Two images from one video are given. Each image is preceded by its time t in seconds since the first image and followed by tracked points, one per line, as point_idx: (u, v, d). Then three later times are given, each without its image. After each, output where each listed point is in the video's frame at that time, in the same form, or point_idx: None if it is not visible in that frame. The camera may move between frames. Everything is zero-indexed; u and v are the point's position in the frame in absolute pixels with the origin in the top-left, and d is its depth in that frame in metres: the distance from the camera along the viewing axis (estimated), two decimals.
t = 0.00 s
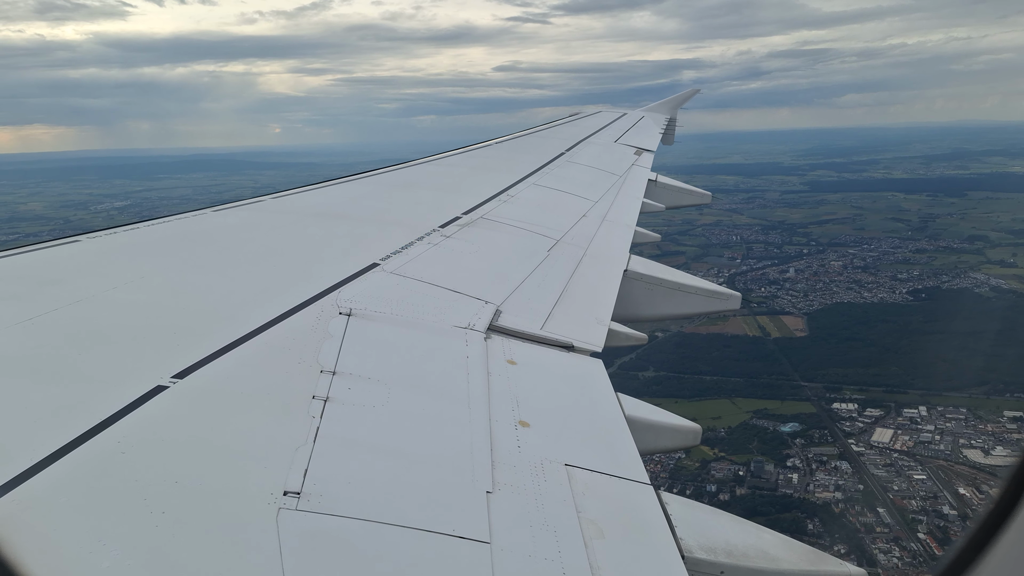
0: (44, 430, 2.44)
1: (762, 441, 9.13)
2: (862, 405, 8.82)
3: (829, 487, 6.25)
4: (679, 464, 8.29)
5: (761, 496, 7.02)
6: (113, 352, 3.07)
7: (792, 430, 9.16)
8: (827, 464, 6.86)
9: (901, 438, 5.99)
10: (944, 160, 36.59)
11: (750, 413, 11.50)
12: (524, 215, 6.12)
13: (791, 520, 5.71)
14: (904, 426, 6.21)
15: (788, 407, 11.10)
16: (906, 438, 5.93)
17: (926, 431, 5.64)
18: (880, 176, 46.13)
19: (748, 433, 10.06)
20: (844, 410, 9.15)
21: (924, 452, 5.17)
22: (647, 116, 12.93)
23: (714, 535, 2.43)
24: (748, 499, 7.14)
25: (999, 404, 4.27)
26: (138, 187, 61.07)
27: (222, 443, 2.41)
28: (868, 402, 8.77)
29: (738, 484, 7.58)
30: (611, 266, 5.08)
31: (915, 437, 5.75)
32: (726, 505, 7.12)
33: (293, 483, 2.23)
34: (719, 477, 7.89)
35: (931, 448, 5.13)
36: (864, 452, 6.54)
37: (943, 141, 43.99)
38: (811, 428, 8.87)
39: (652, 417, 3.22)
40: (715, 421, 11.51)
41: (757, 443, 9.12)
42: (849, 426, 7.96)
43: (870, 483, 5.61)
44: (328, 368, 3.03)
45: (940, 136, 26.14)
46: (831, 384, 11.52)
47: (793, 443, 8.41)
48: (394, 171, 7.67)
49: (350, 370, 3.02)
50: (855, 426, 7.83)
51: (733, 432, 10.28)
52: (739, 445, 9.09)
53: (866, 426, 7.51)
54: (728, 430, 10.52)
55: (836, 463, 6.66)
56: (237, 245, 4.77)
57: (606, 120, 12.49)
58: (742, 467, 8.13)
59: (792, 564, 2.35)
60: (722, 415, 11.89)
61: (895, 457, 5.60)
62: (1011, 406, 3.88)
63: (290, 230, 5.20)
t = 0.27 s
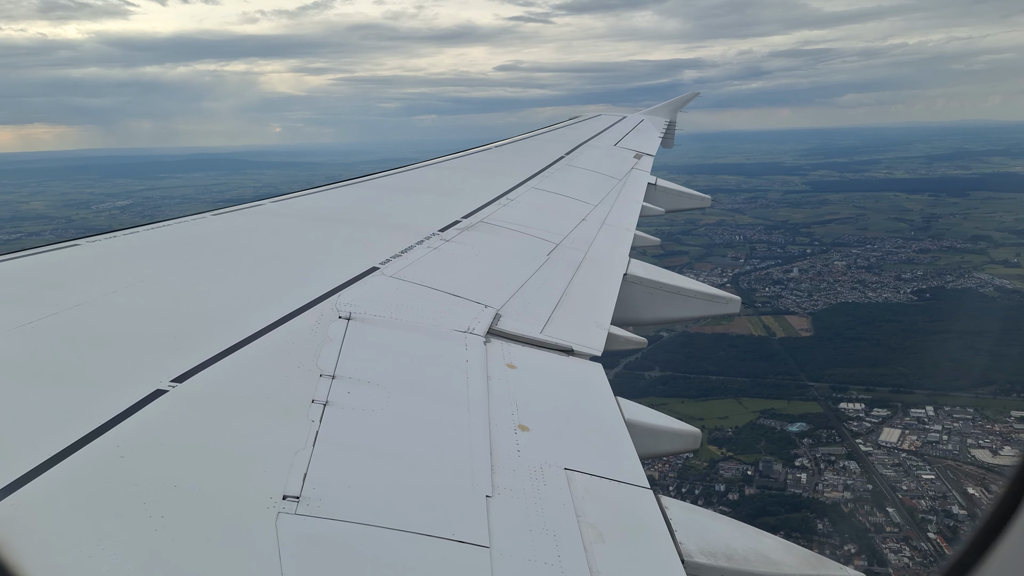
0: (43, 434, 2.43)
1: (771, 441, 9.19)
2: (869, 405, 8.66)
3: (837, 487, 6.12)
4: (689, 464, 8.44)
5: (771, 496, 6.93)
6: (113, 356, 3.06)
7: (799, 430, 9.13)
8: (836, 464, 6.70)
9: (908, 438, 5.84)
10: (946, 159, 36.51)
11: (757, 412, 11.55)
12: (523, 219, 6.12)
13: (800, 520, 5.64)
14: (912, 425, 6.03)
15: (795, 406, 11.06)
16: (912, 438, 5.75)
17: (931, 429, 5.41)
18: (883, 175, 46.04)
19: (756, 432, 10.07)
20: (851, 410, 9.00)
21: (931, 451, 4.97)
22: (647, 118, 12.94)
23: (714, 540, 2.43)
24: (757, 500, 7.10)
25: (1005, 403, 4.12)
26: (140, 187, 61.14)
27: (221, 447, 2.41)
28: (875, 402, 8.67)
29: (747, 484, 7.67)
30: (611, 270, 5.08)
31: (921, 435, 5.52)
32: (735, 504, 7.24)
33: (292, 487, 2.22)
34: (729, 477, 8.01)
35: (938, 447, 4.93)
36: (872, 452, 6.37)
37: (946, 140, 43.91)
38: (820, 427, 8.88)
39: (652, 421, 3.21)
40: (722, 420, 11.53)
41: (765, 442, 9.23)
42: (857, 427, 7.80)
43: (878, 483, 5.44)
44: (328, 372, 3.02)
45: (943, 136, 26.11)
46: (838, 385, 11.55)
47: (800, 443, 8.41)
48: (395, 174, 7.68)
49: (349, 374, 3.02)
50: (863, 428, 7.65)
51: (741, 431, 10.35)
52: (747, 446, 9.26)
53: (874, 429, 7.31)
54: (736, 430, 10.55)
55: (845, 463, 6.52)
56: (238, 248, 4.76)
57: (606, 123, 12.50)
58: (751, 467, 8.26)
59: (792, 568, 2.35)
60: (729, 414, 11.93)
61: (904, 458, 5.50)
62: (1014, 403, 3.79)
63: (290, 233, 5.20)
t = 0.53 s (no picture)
0: (42, 437, 2.43)
1: (778, 440, 9.28)
2: (876, 405, 8.59)
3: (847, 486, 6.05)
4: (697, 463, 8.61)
5: (780, 496, 6.92)
6: (112, 359, 3.06)
7: (806, 429, 9.13)
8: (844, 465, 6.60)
9: (916, 439, 5.65)
10: (949, 159, 36.43)
11: (764, 411, 11.56)
12: (523, 221, 6.11)
13: (812, 521, 5.56)
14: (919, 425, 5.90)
15: (802, 406, 11.04)
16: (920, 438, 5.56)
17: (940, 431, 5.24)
18: (886, 174, 45.97)
19: (764, 432, 10.11)
20: (859, 410, 8.93)
21: (940, 451, 4.80)
22: (647, 121, 12.98)
23: (714, 543, 2.42)
24: (766, 499, 7.13)
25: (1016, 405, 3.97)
26: (141, 185, 61.11)
27: (220, 450, 2.40)
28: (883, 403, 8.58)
29: (755, 483, 7.75)
30: (611, 274, 5.08)
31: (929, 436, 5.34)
32: (745, 503, 7.33)
33: (291, 490, 2.22)
34: (738, 476, 8.13)
35: (948, 448, 4.75)
36: (881, 452, 6.21)
37: (949, 140, 43.77)
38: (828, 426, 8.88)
39: (652, 424, 3.21)
40: (728, 420, 11.54)
41: (773, 442, 9.31)
42: (864, 426, 7.68)
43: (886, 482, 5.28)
44: (327, 375, 3.02)
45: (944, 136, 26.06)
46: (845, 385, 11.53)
47: (809, 442, 8.42)
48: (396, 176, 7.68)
49: (349, 377, 3.02)
50: (871, 426, 7.55)
51: (748, 431, 10.45)
52: (755, 445, 9.40)
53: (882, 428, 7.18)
54: (744, 429, 10.61)
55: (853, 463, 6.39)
56: (238, 251, 4.76)
57: (606, 125, 12.50)
58: (760, 466, 8.37)
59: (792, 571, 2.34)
60: (737, 413, 11.96)
61: (911, 457, 5.29)
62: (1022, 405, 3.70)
63: (290, 236, 5.19)
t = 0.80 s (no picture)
0: (42, 438, 2.43)
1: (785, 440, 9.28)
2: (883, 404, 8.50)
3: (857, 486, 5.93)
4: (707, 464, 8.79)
5: (789, 495, 6.81)
6: (112, 360, 3.06)
7: (814, 429, 9.11)
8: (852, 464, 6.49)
9: (925, 438, 5.52)
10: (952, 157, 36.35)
11: (771, 411, 11.56)
12: (523, 222, 6.12)
13: (821, 520, 5.41)
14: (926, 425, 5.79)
15: (810, 406, 11.03)
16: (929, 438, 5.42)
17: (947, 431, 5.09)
18: (888, 174, 45.89)
19: (772, 432, 10.13)
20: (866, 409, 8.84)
21: (949, 451, 4.66)
22: (647, 122, 12.99)
23: (713, 544, 2.42)
24: (776, 498, 7.08)
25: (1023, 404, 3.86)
26: (143, 183, 61.11)
27: (220, 451, 2.40)
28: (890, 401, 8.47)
29: (764, 483, 7.80)
30: (611, 275, 5.08)
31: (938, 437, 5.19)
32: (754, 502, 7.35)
33: (291, 491, 2.22)
34: (746, 475, 8.21)
35: (957, 447, 4.60)
36: (890, 451, 6.09)
37: (952, 138, 43.60)
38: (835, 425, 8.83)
39: (652, 425, 3.21)
40: (735, 420, 11.55)
41: (781, 441, 9.33)
42: (872, 426, 7.57)
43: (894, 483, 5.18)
44: (327, 375, 3.02)
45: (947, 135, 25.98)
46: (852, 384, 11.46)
47: (817, 441, 8.39)
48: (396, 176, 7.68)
49: (348, 378, 3.02)
50: (879, 426, 7.45)
51: (756, 430, 10.51)
52: (762, 445, 9.45)
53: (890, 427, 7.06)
54: (751, 429, 10.65)
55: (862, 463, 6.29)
56: (238, 251, 4.76)
57: (606, 126, 12.50)
58: (768, 466, 8.45)
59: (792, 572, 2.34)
60: (744, 413, 11.99)
61: (919, 456, 5.18)
62: None
63: (290, 236, 5.19)
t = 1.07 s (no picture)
0: (41, 437, 2.43)
1: (793, 440, 9.28)
2: (891, 404, 8.41)
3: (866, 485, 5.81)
4: (714, 462, 8.85)
5: (797, 494, 6.64)
6: (112, 359, 3.06)
7: (822, 429, 9.14)
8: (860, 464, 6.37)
9: (934, 439, 5.43)
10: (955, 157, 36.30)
11: (778, 411, 11.57)
12: (523, 222, 6.10)
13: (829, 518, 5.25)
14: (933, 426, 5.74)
15: (817, 406, 11.02)
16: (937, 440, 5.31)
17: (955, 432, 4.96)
18: (891, 173, 45.84)
19: (779, 432, 10.17)
20: (874, 410, 8.72)
21: (958, 451, 4.52)
22: (647, 121, 12.98)
23: (713, 543, 2.42)
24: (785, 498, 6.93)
25: None
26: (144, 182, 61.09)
27: (219, 450, 2.40)
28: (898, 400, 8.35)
29: (773, 482, 7.72)
30: (610, 274, 5.08)
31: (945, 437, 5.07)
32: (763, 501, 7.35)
33: (290, 490, 2.22)
34: (755, 475, 8.14)
35: (965, 448, 4.47)
36: (899, 452, 5.96)
37: (955, 138, 43.48)
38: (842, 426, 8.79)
39: (651, 425, 3.20)
40: (742, 420, 11.56)
41: (789, 440, 9.35)
42: (881, 426, 7.47)
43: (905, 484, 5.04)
44: (326, 375, 3.02)
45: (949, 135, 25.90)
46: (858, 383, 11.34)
47: (825, 442, 8.36)
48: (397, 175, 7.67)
49: (348, 377, 3.02)
50: (887, 426, 7.35)
51: (763, 429, 10.55)
52: (771, 444, 9.48)
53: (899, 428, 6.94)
54: (759, 428, 10.69)
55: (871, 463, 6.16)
56: (237, 251, 4.76)
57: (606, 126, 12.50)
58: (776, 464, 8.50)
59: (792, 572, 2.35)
60: (750, 413, 11.97)
61: (929, 456, 5.12)
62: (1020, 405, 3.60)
63: (290, 235, 5.19)
